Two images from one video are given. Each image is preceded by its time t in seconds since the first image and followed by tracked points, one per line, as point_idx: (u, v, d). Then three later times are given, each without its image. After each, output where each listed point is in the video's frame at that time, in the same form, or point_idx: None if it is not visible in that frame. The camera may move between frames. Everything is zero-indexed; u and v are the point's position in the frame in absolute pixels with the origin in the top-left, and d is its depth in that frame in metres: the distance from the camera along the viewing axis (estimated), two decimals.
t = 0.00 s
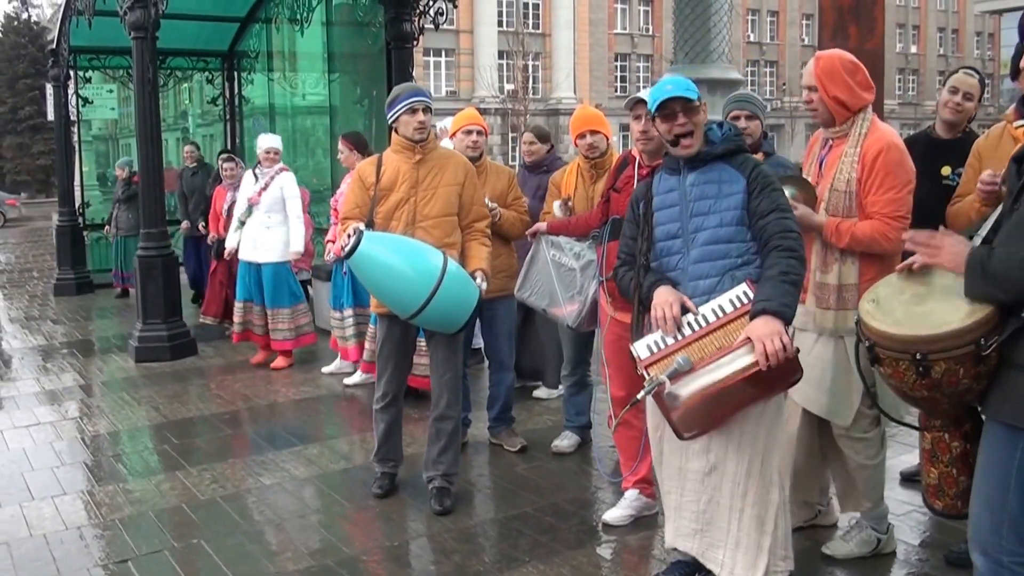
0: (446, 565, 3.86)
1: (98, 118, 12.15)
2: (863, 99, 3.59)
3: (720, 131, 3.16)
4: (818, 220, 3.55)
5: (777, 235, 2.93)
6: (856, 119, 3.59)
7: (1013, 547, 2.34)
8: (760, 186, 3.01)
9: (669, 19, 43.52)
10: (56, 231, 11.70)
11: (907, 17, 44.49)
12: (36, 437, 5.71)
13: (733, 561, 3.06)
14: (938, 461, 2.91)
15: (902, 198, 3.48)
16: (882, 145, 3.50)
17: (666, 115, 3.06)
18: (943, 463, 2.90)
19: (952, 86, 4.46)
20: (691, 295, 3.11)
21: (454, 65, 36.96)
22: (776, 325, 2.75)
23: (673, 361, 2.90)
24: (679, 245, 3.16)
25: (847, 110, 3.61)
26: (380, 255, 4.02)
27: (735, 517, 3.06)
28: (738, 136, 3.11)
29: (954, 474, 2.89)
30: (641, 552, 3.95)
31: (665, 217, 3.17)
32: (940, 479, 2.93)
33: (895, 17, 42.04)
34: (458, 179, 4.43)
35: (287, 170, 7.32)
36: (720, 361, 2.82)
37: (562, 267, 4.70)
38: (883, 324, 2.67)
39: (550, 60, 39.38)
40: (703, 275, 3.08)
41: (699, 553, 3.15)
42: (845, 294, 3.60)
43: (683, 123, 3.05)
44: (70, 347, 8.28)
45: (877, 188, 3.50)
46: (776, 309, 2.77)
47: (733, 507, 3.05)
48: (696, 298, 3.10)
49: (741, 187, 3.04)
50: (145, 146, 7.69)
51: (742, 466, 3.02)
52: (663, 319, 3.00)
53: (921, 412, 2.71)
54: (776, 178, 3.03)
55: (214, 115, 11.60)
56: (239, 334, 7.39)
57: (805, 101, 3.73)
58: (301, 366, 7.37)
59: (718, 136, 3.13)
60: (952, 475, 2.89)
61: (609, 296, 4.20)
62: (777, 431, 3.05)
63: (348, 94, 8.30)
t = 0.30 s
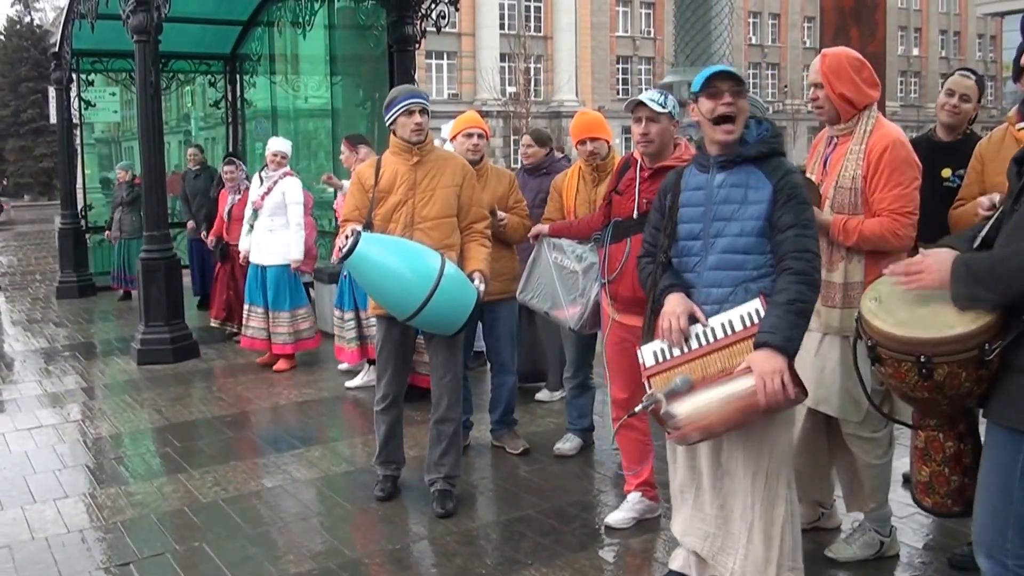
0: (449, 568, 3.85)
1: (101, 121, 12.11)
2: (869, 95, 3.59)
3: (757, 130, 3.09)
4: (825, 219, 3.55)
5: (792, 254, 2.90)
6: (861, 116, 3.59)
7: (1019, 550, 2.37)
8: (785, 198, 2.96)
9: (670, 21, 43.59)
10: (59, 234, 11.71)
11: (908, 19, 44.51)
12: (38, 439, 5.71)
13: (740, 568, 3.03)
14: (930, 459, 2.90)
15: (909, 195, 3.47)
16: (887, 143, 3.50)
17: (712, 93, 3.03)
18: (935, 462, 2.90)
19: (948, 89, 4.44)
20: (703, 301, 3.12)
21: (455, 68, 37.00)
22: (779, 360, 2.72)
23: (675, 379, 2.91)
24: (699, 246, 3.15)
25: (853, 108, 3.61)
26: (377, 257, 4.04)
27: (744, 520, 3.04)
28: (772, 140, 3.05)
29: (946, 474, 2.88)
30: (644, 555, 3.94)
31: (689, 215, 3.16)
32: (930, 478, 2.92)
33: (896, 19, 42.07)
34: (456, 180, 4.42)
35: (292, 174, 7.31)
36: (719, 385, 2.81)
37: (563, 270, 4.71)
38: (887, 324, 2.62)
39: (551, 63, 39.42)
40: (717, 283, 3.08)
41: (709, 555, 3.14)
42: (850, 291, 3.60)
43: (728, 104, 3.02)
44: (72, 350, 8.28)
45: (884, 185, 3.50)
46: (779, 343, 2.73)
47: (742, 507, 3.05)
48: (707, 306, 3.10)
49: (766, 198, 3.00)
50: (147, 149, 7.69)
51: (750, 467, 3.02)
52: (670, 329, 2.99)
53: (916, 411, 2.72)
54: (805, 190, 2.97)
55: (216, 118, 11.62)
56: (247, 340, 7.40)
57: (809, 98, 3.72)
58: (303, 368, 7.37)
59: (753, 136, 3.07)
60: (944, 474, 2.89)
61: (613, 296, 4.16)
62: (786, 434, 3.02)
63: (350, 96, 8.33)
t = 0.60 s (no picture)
0: (451, 571, 3.84)
1: (103, 124, 12.21)
2: (872, 96, 3.62)
3: (808, 134, 3.01)
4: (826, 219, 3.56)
5: (821, 268, 2.87)
6: (863, 117, 3.61)
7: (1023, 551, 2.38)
8: (821, 212, 2.92)
9: (672, 25, 43.63)
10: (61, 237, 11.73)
11: (909, 23, 44.57)
12: (40, 442, 5.71)
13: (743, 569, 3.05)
14: (937, 462, 2.88)
15: (913, 196, 3.47)
16: (890, 143, 3.50)
17: (779, 102, 2.96)
18: (942, 465, 2.87)
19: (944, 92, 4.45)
20: (723, 303, 3.10)
21: (457, 71, 37.02)
22: (777, 369, 2.72)
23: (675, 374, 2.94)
24: (729, 245, 3.11)
25: (855, 109, 3.63)
26: (373, 258, 4.03)
27: (748, 523, 3.03)
28: (819, 147, 2.98)
29: (952, 476, 2.86)
30: (646, 558, 3.93)
31: (723, 211, 3.12)
32: (937, 481, 2.90)
33: (897, 23, 42.08)
34: (450, 181, 4.41)
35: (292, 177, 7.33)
36: (717, 386, 2.85)
37: (565, 272, 4.71)
38: (886, 323, 2.62)
39: (553, 66, 39.45)
40: (739, 286, 3.05)
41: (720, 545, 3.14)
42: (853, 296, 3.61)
43: (791, 116, 2.97)
44: (74, 352, 8.29)
45: (886, 186, 3.50)
46: (783, 354, 2.72)
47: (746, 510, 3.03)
48: (726, 308, 3.08)
49: (802, 208, 2.94)
50: (150, 152, 7.70)
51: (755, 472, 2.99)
52: (684, 326, 3.00)
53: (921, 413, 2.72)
54: (844, 205, 2.92)
55: (218, 121, 11.62)
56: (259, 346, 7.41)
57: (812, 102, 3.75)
58: (304, 371, 7.37)
59: (803, 140, 3.00)
60: (950, 476, 2.87)
61: (615, 301, 4.17)
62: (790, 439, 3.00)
63: (353, 100, 8.39)
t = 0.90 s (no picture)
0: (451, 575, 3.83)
1: (105, 126, 12.30)
2: (872, 103, 3.62)
3: (822, 151, 3.03)
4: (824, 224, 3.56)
5: (834, 285, 2.88)
6: (863, 123, 3.62)
7: None
8: (836, 229, 2.94)
9: (673, 28, 43.68)
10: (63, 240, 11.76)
11: (910, 26, 44.61)
12: (41, 445, 5.70)
13: None
14: (934, 463, 2.85)
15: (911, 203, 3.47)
16: (889, 150, 3.51)
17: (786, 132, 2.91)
18: (939, 466, 2.85)
19: (948, 96, 4.49)
20: (732, 316, 3.11)
21: (458, 75, 37.05)
22: (790, 379, 2.67)
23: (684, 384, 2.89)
24: (737, 259, 3.12)
25: (855, 115, 3.65)
26: (366, 264, 4.03)
27: (741, 535, 3.01)
28: (833, 165, 2.98)
29: (949, 477, 2.85)
30: (648, 562, 3.92)
31: (734, 225, 3.12)
32: (933, 482, 2.87)
33: (899, 27, 42.11)
34: (442, 188, 4.42)
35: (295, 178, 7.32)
36: (728, 397, 2.78)
37: (568, 274, 4.72)
38: (893, 328, 2.59)
39: (555, 69, 39.51)
40: (748, 300, 3.07)
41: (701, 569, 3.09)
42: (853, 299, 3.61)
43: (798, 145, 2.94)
44: (76, 355, 8.29)
45: (885, 193, 3.50)
46: (796, 363, 2.69)
47: (738, 527, 3.02)
48: (735, 322, 3.09)
49: (815, 226, 2.97)
50: (152, 156, 7.71)
51: (750, 487, 2.98)
52: (693, 337, 2.98)
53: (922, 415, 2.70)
54: (857, 223, 2.96)
55: (220, 124, 11.64)
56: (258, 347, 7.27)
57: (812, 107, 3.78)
58: (305, 374, 7.37)
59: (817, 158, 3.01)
60: (947, 477, 2.85)
61: (617, 304, 4.16)
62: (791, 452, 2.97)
63: (354, 103, 8.37)
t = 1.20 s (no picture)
0: None
1: (106, 129, 12.13)
2: (863, 108, 3.60)
3: (782, 146, 3.01)
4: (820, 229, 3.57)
5: (821, 271, 2.87)
6: (856, 128, 3.59)
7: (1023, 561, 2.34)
8: (811, 217, 2.91)
9: (676, 32, 43.71)
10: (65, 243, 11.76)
11: (912, 30, 44.66)
12: (42, 448, 5.70)
13: None
14: (937, 470, 2.87)
15: (903, 204, 3.47)
16: (880, 153, 3.51)
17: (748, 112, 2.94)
18: (941, 472, 2.87)
19: (952, 100, 4.49)
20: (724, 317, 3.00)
21: (460, 78, 37.07)
22: (806, 373, 2.66)
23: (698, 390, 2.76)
24: (717, 261, 3.02)
25: (846, 121, 3.61)
26: (364, 265, 4.02)
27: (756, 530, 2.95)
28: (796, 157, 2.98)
29: (952, 483, 2.86)
30: (649, 566, 3.91)
31: (707, 228, 3.04)
32: (936, 488, 2.89)
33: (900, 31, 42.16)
34: (437, 186, 4.42)
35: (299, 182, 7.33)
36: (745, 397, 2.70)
37: (568, 278, 4.74)
38: (893, 335, 2.60)
39: (556, 73, 39.57)
40: (739, 300, 2.97)
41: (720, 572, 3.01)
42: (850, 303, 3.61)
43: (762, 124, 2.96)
44: (77, 358, 8.28)
45: (877, 195, 3.50)
46: (809, 356, 2.69)
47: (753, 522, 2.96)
48: (728, 322, 2.99)
49: (791, 216, 2.92)
50: (153, 159, 7.71)
51: (762, 482, 2.93)
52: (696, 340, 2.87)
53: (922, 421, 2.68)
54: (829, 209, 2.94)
55: (222, 127, 11.64)
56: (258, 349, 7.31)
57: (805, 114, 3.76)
58: (307, 376, 7.36)
59: (778, 153, 2.98)
60: (950, 483, 2.86)
61: (619, 307, 4.14)
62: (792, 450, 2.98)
63: (356, 106, 8.37)
